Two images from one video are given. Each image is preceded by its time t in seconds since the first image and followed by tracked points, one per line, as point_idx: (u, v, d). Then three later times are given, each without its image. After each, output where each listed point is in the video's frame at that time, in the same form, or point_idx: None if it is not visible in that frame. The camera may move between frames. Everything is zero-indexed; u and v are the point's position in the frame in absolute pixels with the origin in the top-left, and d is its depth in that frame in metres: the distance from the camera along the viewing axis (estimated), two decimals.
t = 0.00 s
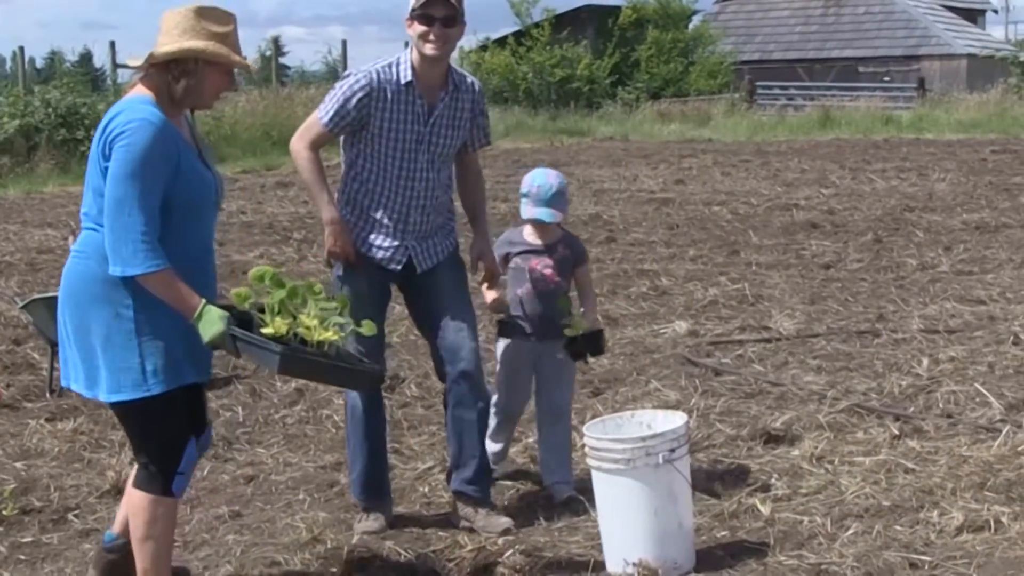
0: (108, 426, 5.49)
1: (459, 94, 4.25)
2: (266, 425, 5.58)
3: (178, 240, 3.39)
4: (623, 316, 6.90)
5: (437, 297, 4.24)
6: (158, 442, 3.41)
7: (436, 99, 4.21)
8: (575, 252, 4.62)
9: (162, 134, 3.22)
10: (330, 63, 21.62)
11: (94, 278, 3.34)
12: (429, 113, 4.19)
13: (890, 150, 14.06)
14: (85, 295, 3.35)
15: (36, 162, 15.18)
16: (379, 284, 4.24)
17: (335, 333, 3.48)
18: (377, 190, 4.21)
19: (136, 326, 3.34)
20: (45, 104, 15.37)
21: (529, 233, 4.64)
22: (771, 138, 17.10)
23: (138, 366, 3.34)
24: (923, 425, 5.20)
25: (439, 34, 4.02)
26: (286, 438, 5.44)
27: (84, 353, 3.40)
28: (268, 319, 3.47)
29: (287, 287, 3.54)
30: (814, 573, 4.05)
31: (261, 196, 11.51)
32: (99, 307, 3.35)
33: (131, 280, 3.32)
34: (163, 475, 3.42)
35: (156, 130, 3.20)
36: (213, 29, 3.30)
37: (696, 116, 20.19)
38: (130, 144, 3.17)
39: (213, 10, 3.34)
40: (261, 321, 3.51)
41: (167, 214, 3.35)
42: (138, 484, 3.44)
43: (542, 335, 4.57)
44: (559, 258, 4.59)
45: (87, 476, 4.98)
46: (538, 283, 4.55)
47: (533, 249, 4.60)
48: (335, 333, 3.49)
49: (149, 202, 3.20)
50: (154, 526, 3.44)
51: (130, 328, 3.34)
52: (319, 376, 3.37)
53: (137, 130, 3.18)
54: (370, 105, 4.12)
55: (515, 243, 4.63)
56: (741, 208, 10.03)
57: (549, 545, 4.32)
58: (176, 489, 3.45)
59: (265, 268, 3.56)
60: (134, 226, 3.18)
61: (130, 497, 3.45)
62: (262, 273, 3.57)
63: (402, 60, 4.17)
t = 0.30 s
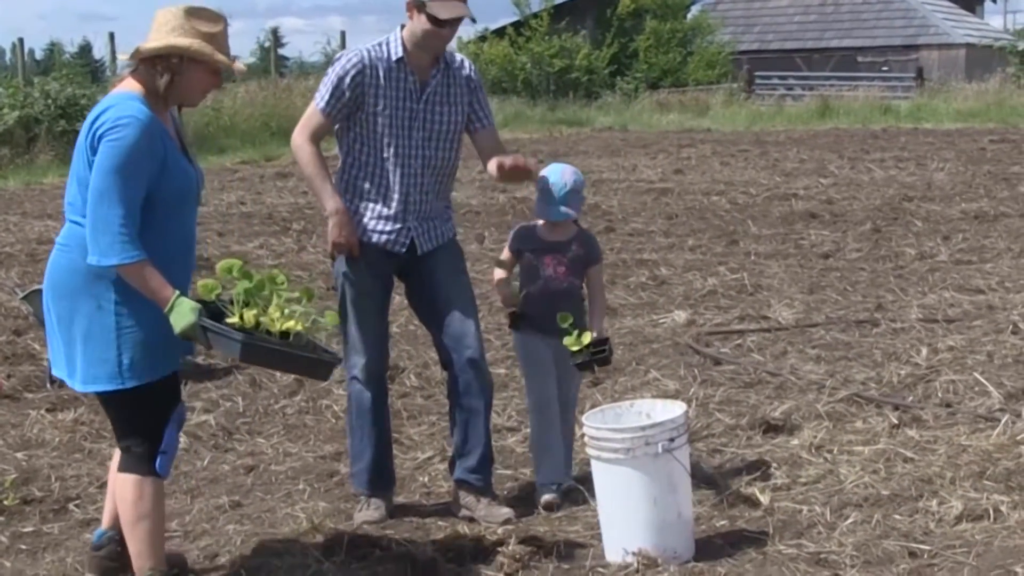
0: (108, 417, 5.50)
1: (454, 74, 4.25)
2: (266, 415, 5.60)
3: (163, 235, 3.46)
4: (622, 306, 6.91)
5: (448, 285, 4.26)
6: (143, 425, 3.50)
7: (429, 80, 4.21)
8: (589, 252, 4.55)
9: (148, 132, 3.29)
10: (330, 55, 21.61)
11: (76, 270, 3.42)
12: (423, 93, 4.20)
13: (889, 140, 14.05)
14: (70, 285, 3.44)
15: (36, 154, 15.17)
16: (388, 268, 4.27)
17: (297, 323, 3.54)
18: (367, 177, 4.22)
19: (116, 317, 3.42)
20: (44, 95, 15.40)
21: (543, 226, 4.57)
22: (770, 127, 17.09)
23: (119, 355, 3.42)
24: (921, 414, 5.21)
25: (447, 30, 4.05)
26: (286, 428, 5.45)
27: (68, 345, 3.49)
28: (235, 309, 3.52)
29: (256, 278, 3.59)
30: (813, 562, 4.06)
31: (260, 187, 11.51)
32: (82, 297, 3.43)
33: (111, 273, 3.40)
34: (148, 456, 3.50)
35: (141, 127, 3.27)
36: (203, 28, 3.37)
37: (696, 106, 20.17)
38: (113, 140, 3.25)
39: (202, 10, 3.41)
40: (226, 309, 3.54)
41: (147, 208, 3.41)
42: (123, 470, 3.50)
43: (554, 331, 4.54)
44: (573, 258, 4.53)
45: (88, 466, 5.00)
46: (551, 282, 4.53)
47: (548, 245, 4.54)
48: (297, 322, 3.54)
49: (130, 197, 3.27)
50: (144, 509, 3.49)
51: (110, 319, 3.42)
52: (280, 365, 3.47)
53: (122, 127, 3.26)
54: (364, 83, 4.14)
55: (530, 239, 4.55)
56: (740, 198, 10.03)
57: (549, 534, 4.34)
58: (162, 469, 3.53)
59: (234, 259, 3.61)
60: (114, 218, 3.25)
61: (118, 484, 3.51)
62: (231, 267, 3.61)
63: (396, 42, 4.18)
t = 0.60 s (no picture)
0: (113, 413, 5.52)
1: (450, 69, 4.27)
2: (270, 411, 5.61)
3: (156, 229, 3.50)
4: (626, 303, 6.92)
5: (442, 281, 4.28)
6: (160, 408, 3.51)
7: (425, 77, 4.22)
8: (598, 252, 4.51)
9: (138, 124, 3.32)
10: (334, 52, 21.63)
11: (72, 264, 3.46)
12: (420, 89, 4.21)
13: (892, 137, 14.04)
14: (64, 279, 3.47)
15: (40, 151, 15.19)
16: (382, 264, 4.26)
17: (280, 332, 3.47)
18: (362, 174, 4.23)
19: (110, 310, 3.45)
20: (49, 93, 15.42)
21: (553, 223, 4.55)
22: (773, 124, 17.11)
23: (115, 348, 3.46)
24: (925, 410, 5.21)
25: (459, 35, 4.09)
26: (290, 424, 5.46)
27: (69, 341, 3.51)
28: (216, 310, 3.42)
29: (243, 281, 3.53)
30: (816, 557, 4.06)
31: (265, 183, 11.53)
32: (76, 291, 3.46)
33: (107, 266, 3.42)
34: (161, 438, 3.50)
35: (130, 120, 3.30)
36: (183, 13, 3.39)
37: (699, 104, 20.17)
38: (102, 132, 3.28)
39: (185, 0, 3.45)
40: (205, 304, 3.44)
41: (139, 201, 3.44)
42: (137, 447, 3.52)
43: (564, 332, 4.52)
44: (580, 257, 4.50)
45: (93, 462, 5.01)
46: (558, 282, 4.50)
47: (556, 243, 4.53)
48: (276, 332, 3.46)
49: (121, 189, 3.30)
50: (147, 488, 3.51)
51: (104, 312, 3.45)
52: (255, 374, 3.42)
53: (111, 120, 3.29)
54: (363, 79, 4.14)
55: (537, 237, 4.55)
56: (743, 194, 10.04)
57: (553, 529, 4.36)
58: (172, 452, 3.52)
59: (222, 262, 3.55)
60: (104, 212, 3.29)
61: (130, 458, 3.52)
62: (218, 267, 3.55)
63: (395, 40, 4.18)
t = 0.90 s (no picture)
0: (119, 401, 5.54)
1: (454, 67, 4.27)
2: (276, 399, 5.63)
3: (162, 211, 3.48)
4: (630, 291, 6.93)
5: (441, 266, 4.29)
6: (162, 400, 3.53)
7: (429, 74, 4.22)
8: (615, 241, 4.40)
9: (136, 104, 3.31)
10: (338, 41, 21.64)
11: (77, 246, 3.45)
12: (423, 85, 4.22)
13: (895, 124, 14.02)
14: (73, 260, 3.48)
15: (46, 141, 15.20)
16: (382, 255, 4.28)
17: (267, 320, 3.42)
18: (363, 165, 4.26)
19: (117, 292, 3.44)
20: (54, 83, 15.43)
21: (574, 209, 4.48)
22: (777, 112, 17.09)
23: (121, 332, 3.45)
24: (929, 397, 5.22)
25: (455, 35, 4.07)
26: (295, 412, 5.48)
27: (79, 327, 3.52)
28: (206, 296, 3.35)
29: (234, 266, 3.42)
30: (820, 544, 4.08)
31: (269, 173, 11.54)
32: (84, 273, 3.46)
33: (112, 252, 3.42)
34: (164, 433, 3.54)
35: (128, 100, 3.29)
36: None
37: (702, 92, 20.15)
38: (100, 112, 3.27)
39: None
40: (200, 291, 3.37)
41: (141, 184, 3.43)
42: (139, 441, 3.55)
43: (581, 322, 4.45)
44: (596, 245, 4.40)
45: (98, 451, 5.03)
46: (573, 270, 4.42)
47: (573, 232, 4.44)
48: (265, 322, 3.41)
49: (120, 170, 3.30)
50: (152, 485, 3.58)
51: (111, 294, 3.45)
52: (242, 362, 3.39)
53: (108, 100, 3.28)
54: (366, 75, 4.14)
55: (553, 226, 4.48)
56: (747, 182, 10.04)
57: (558, 517, 4.38)
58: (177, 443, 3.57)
59: (211, 246, 3.42)
60: (103, 193, 3.28)
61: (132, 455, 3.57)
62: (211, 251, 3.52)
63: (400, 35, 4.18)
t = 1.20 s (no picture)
0: (124, 393, 5.58)
1: (478, 75, 4.27)
2: (280, 390, 5.67)
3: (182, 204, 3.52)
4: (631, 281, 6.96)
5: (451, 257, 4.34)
6: (172, 397, 3.57)
7: (450, 78, 4.24)
8: (630, 232, 4.34)
9: (150, 93, 3.34)
10: (340, 35, 21.72)
11: (93, 235, 3.49)
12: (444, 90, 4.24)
13: (893, 116, 14.06)
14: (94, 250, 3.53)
15: (51, 135, 15.22)
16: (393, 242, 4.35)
17: (271, 309, 3.41)
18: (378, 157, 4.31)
19: (134, 282, 3.48)
20: (58, 78, 15.47)
21: (593, 201, 4.43)
22: (776, 104, 17.10)
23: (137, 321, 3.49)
24: (927, 385, 5.27)
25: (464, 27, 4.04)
26: (299, 403, 5.52)
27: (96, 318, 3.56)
28: (213, 285, 3.39)
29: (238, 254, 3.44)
30: (820, 532, 4.12)
31: (272, 166, 11.57)
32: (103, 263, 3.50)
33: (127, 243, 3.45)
34: (172, 431, 3.58)
35: (142, 90, 3.33)
36: None
37: (701, 84, 20.20)
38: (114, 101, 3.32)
39: None
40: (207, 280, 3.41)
41: (157, 176, 3.46)
42: (147, 437, 3.60)
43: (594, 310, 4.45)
44: (611, 235, 4.36)
45: (104, 442, 5.07)
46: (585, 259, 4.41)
47: (590, 219, 4.40)
48: (269, 310, 3.40)
49: (133, 158, 3.33)
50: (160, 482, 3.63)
51: (127, 283, 3.48)
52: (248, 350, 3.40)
53: (123, 90, 3.33)
54: (384, 76, 4.18)
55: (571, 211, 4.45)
56: (747, 174, 10.08)
57: (560, 506, 4.42)
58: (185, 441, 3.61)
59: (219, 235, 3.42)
60: (116, 181, 3.32)
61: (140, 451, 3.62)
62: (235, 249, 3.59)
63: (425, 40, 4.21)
